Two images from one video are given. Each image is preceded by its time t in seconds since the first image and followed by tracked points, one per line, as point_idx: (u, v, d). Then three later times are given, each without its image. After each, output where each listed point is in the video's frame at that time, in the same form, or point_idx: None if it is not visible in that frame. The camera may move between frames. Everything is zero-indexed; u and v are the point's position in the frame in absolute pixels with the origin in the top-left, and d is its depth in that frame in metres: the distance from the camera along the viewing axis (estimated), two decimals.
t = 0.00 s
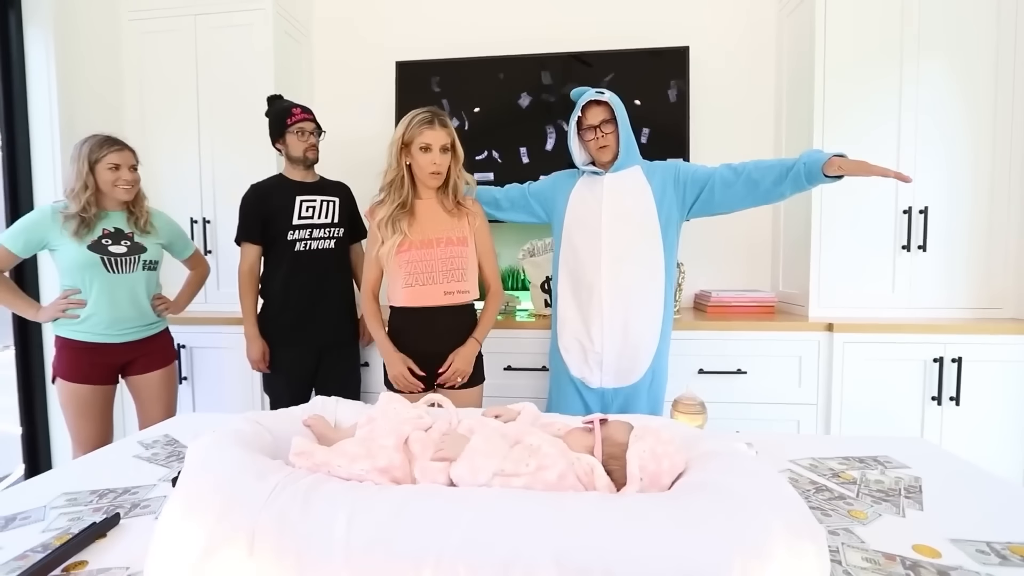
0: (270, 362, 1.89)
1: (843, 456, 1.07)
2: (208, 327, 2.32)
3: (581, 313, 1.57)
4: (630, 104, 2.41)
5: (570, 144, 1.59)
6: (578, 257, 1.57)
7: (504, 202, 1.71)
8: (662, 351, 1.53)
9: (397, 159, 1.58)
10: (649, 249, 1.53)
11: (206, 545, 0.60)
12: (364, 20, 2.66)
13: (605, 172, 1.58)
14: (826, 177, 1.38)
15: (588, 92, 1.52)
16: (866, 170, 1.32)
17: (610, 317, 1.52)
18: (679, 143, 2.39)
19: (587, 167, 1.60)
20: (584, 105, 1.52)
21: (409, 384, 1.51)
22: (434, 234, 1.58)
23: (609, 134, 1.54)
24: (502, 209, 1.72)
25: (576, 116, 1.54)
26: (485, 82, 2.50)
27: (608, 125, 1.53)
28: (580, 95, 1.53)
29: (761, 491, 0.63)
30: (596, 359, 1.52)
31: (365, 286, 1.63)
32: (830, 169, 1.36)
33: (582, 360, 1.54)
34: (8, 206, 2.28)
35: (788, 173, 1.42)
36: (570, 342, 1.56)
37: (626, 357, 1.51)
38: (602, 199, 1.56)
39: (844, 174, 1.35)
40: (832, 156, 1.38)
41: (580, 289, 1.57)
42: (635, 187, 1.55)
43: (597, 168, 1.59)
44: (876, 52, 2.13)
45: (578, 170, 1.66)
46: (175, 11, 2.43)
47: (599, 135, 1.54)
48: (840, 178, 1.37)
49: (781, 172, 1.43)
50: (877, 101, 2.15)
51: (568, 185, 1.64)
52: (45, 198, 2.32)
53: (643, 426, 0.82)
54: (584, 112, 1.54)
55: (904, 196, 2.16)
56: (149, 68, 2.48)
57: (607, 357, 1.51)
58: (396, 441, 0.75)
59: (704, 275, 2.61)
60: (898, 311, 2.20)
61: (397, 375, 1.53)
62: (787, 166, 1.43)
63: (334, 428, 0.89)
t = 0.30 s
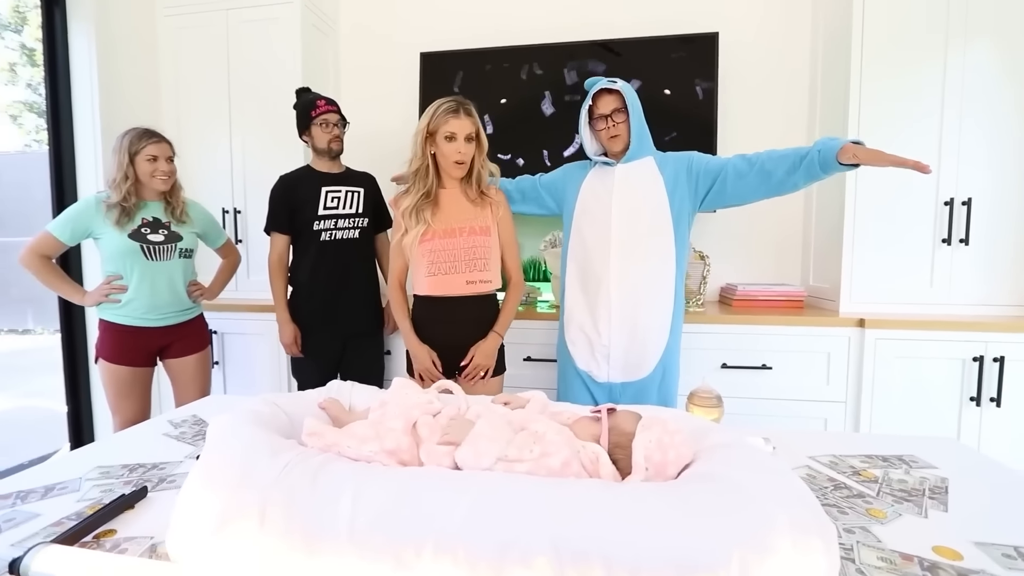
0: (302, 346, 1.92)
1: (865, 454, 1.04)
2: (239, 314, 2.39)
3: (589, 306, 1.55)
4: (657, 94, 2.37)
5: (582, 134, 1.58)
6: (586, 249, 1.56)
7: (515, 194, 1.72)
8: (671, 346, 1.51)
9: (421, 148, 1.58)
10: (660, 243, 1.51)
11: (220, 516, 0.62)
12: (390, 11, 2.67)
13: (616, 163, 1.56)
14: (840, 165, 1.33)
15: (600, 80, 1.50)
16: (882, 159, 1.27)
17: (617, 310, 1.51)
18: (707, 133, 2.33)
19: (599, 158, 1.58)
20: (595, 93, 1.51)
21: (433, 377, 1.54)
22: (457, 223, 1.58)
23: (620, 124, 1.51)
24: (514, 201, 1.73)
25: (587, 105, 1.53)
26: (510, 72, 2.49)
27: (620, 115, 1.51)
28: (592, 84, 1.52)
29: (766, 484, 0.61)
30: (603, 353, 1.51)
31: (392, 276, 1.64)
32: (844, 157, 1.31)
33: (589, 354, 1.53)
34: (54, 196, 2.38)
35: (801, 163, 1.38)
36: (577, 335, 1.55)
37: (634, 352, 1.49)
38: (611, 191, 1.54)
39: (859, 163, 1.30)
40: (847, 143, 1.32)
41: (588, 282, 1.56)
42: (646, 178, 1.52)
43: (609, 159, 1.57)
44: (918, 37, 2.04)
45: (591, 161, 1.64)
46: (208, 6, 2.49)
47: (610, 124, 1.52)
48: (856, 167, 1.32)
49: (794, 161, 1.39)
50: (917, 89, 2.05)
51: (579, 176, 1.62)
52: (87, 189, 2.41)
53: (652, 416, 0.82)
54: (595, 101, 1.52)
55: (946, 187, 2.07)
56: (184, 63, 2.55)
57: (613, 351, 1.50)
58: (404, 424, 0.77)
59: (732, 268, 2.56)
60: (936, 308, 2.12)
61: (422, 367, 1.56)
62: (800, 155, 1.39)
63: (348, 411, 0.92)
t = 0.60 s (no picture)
0: (303, 343, 1.95)
1: (861, 448, 1.04)
2: (238, 312, 2.39)
3: (588, 299, 1.55)
4: (656, 89, 2.36)
5: (582, 125, 1.58)
6: (586, 243, 1.56)
7: (513, 185, 1.71)
8: (670, 339, 1.51)
9: (425, 146, 1.58)
10: (660, 236, 1.51)
11: (214, 512, 0.63)
12: (388, 8, 2.67)
13: (616, 155, 1.56)
14: (842, 163, 1.32)
15: (602, 71, 1.50)
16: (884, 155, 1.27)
17: (617, 304, 1.51)
18: (706, 128, 2.33)
19: (599, 149, 1.58)
20: (597, 84, 1.51)
21: (432, 374, 1.55)
22: (459, 220, 1.57)
23: (622, 115, 1.51)
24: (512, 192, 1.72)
25: (588, 95, 1.53)
26: (508, 68, 2.48)
27: (621, 106, 1.51)
28: (593, 74, 1.52)
29: (757, 478, 0.61)
30: (602, 346, 1.51)
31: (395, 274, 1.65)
32: (846, 155, 1.31)
33: (589, 347, 1.54)
34: (53, 196, 2.39)
35: (802, 160, 1.38)
36: (577, 329, 1.55)
37: (634, 344, 1.49)
38: (611, 184, 1.53)
39: (861, 161, 1.30)
40: (848, 142, 1.33)
41: (587, 276, 1.55)
42: (646, 172, 1.52)
43: (609, 151, 1.56)
44: (918, 31, 2.03)
45: (589, 154, 1.64)
46: (207, 5, 2.49)
47: (611, 116, 1.52)
48: (858, 165, 1.32)
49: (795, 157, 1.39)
50: (917, 83, 2.05)
51: (578, 167, 1.62)
52: (86, 188, 2.42)
53: (646, 411, 0.83)
54: (597, 92, 1.52)
55: (945, 180, 2.06)
56: (182, 61, 2.55)
57: (613, 343, 1.50)
58: (398, 420, 0.77)
59: (731, 263, 2.56)
60: (936, 302, 2.11)
61: (422, 364, 1.57)
62: (801, 152, 1.39)
63: (344, 407, 0.92)
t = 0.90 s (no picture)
0: (304, 341, 1.95)
1: (858, 445, 1.04)
2: (235, 310, 2.39)
3: (593, 297, 1.55)
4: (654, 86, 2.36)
5: (588, 124, 1.58)
6: (592, 240, 1.56)
7: (517, 181, 1.70)
8: (674, 337, 1.51)
9: (428, 142, 1.57)
10: (665, 233, 1.51)
11: (210, 509, 0.62)
12: (386, 6, 2.66)
13: (622, 154, 1.56)
14: (854, 169, 1.33)
15: (609, 70, 1.49)
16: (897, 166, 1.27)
17: (622, 301, 1.51)
18: (704, 126, 2.33)
19: (604, 148, 1.57)
20: (604, 84, 1.50)
21: (428, 372, 1.55)
22: (459, 216, 1.57)
23: (628, 116, 1.51)
24: (516, 188, 1.71)
25: (595, 95, 1.53)
26: (506, 66, 2.48)
27: (627, 106, 1.51)
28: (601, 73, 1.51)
29: (754, 474, 0.62)
30: (607, 344, 1.51)
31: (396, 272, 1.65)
32: (860, 162, 1.31)
33: (593, 345, 1.53)
34: (49, 194, 2.38)
35: (813, 164, 1.38)
36: (582, 327, 1.55)
37: (639, 342, 1.49)
38: (618, 181, 1.53)
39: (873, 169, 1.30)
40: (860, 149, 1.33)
41: (593, 274, 1.55)
42: (652, 171, 1.52)
43: (614, 150, 1.56)
44: (916, 29, 2.03)
45: (595, 152, 1.64)
46: (203, 2, 2.48)
47: (618, 115, 1.52)
48: (868, 172, 1.32)
49: (805, 161, 1.39)
50: (913, 81, 2.05)
51: (583, 165, 1.61)
52: (81, 186, 2.40)
53: (643, 408, 0.83)
54: (604, 92, 1.52)
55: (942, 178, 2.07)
56: (179, 59, 2.54)
57: (618, 341, 1.50)
58: (394, 418, 0.77)
59: (728, 261, 2.56)
60: (933, 299, 2.12)
61: (417, 362, 1.57)
62: (812, 156, 1.39)
63: (340, 405, 0.92)
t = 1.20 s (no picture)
0: (319, 334, 1.94)
1: (864, 449, 1.03)
2: (241, 306, 2.40)
3: (604, 297, 1.55)
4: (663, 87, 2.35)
5: (601, 124, 1.57)
6: (604, 240, 1.55)
7: (529, 182, 1.70)
8: (685, 339, 1.50)
9: (446, 138, 1.51)
10: (677, 233, 1.50)
11: (212, 503, 0.63)
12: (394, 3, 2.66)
13: (636, 154, 1.55)
14: (871, 168, 1.31)
15: (623, 71, 1.48)
16: (917, 163, 1.25)
17: (633, 302, 1.50)
18: (712, 128, 2.32)
19: (618, 148, 1.56)
20: (618, 84, 1.49)
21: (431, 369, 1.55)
22: (461, 215, 1.57)
23: (642, 116, 1.51)
24: (528, 189, 1.71)
25: (609, 95, 1.51)
26: (514, 64, 2.47)
27: (642, 107, 1.50)
28: (615, 74, 1.50)
29: (759, 477, 0.61)
30: (617, 344, 1.51)
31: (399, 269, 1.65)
32: (878, 160, 1.30)
33: (603, 345, 1.53)
34: (59, 189, 2.39)
35: (830, 163, 1.36)
36: (593, 327, 1.55)
37: (649, 343, 1.48)
38: (631, 181, 1.53)
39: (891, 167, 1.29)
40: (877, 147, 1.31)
41: (604, 274, 1.55)
42: (665, 171, 1.51)
43: (628, 150, 1.55)
44: (929, 30, 2.01)
45: (608, 152, 1.63)
46: None
47: (631, 116, 1.51)
48: (886, 170, 1.31)
49: (822, 160, 1.38)
50: (925, 83, 2.03)
51: (596, 165, 1.61)
52: (91, 182, 2.42)
53: (647, 408, 0.82)
54: (617, 92, 1.51)
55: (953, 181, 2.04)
56: (188, 56, 2.55)
57: (628, 342, 1.49)
58: (397, 415, 0.77)
59: (735, 263, 2.54)
60: (943, 303, 2.10)
61: (421, 359, 1.58)
62: (828, 155, 1.37)
63: (344, 402, 0.92)
